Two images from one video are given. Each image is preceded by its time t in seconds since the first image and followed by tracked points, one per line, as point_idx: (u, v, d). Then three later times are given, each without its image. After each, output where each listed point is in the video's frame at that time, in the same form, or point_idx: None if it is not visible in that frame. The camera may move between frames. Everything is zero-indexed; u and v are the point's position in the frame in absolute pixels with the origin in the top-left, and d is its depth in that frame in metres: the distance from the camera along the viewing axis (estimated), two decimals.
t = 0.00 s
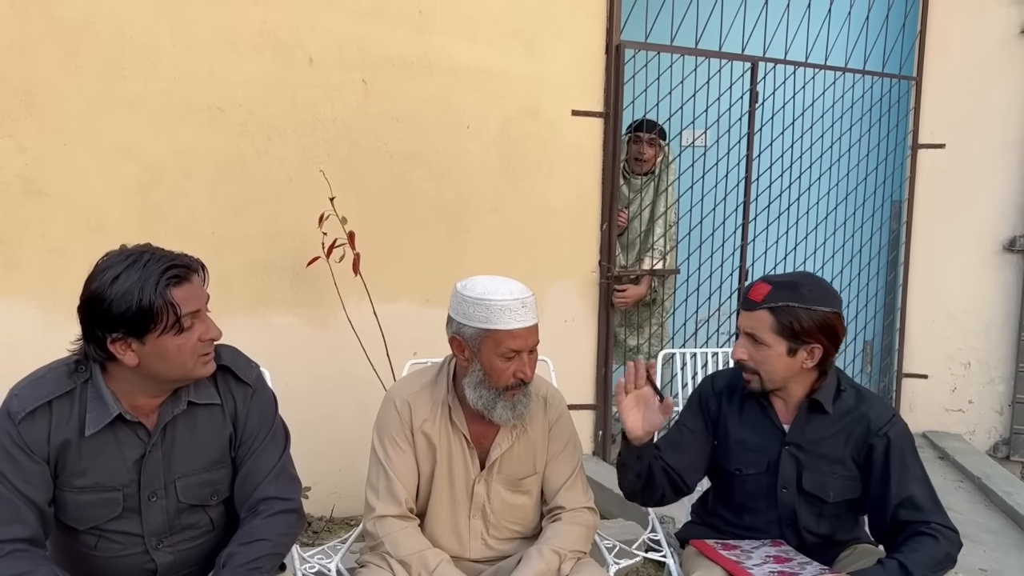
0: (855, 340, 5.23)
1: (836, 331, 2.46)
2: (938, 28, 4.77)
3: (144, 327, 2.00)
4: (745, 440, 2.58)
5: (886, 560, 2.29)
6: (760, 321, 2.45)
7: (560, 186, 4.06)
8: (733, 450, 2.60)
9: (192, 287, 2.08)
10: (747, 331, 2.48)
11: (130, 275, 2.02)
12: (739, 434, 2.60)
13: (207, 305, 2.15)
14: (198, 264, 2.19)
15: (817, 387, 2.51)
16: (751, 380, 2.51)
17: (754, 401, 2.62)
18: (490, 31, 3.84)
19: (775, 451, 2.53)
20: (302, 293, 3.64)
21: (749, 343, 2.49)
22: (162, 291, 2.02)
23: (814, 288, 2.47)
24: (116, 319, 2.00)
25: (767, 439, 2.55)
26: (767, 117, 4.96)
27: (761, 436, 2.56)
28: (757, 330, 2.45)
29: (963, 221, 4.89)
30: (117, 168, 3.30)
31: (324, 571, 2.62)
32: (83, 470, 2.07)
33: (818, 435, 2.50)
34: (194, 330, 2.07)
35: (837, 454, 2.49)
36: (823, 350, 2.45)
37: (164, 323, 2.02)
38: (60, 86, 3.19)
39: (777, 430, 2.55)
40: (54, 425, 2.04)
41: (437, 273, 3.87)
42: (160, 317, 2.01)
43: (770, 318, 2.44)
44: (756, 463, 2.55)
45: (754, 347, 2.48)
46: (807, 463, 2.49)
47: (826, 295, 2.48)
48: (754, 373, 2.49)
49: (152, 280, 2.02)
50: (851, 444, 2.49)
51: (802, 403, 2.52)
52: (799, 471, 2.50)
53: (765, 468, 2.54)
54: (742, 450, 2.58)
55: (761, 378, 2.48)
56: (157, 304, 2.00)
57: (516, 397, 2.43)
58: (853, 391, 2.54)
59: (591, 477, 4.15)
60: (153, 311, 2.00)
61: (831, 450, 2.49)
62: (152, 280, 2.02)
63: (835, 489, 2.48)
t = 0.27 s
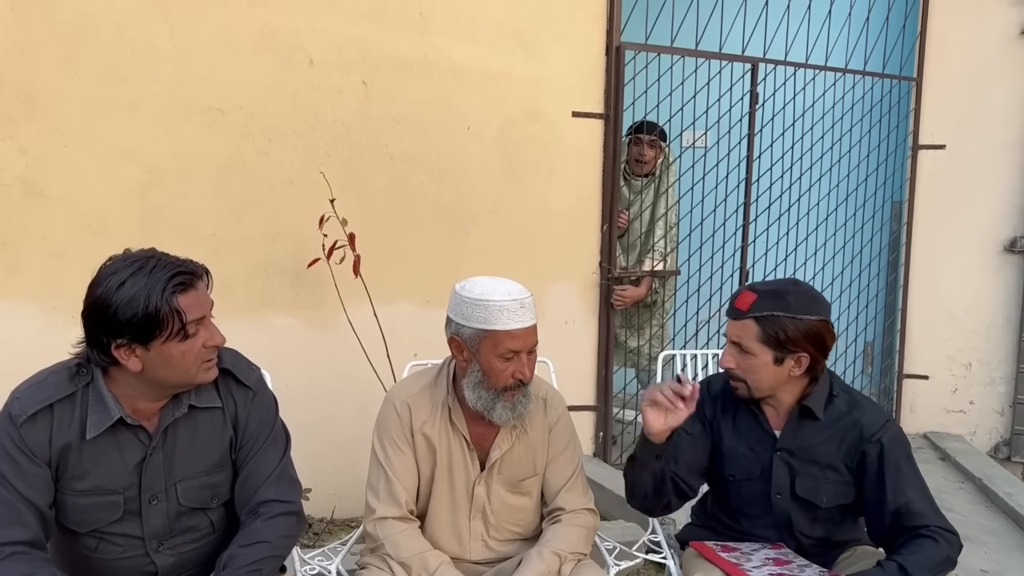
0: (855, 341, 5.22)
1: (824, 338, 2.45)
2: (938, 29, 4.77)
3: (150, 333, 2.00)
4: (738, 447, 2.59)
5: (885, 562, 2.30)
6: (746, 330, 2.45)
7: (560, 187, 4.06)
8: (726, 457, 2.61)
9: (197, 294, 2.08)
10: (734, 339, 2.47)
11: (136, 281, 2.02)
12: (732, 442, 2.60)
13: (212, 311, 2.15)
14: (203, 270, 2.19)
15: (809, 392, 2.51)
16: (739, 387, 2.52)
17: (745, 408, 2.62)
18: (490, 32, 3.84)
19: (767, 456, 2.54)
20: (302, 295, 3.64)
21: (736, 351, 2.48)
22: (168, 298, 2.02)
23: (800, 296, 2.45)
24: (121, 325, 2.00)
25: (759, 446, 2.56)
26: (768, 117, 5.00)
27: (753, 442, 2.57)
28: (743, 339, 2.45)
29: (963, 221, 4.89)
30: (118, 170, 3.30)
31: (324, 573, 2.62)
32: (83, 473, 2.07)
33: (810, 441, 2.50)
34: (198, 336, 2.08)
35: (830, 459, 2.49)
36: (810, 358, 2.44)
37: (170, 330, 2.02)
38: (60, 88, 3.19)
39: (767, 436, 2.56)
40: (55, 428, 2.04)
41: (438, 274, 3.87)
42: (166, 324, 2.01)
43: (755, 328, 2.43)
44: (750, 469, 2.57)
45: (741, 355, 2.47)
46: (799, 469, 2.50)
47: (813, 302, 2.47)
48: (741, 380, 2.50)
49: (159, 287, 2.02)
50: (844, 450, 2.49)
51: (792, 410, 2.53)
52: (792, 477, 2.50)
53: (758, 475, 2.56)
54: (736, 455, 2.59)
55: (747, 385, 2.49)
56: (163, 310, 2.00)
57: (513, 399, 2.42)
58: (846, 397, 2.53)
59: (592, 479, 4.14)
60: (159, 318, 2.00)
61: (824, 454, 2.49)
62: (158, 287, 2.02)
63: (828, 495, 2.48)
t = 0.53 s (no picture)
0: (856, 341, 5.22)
1: (841, 335, 2.47)
2: (938, 29, 4.77)
3: (152, 337, 2.01)
4: (744, 441, 2.60)
5: (885, 563, 2.30)
6: (765, 320, 2.47)
7: (560, 188, 4.06)
8: (732, 452, 2.62)
9: (200, 298, 2.09)
10: (751, 329, 2.50)
11: (139, 285, 2.02)
12: (737, 434, 2.62)
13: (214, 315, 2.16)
14: (206, 274, 2.20)
15: (817, 389, 2.51)
16: (751, 378, 2.53)
17: (751, 402, 2.65)
18: (490, 34, 3.85)
19: (771, 453, 2.54)
20: (303, 297, 3.65)
21: (752, 341, 2.50)
22: (171, 302, 2.03)
23: (820, 290, 2.47)
24: (124, 329, 2.01)
25: (764, 441, 2.57)
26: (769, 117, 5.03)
27: (757, 438, 2.58)
28: (760, 329, 2.47)
29: (964, 222, 4.88)
30: (118, 173, 3.31)
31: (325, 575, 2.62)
32: (85, 476, 2.08)
33: (815, 438, 2.49)
34: (200, 340, 2.09)
35: (834, 459, 2.47)
36: (825, 353, 2.47)
37: (172, 334, 2.03)
38: (61, 91, 3.20)
39: (775, 432, 2.56)
40: (57, 431, 2.05)
41: (438, 276, 3.88)
42: (168, 328, 2.02)
43: (774, 318, 2.45)
44: (753, 465, 2.57)
45: (757, 346, 2.49)
46: (803, 466, 2.48)
47: (833, 297, 2.48)
48: (754, 372, 2.51)
49: (162, 291, 2.03)
50: (848, 449, 2.48)
51: (799, 406, 2.53)
52: (795, 474, 2.49)
53: (761, 471, 2.55)
54: (739, 452, 2.61)
55: (761, 376, 2.50)
56: (165, 314, 2.01)
57: (512, 401, 2.43)
58: (852, 396, 2.53)
59: (593, 480, 4.15)
60: (162, 322, 2.01)
61: (829, 453, 2.48)
62: (161, 291, 2.03)
63: (831, 494, 2.47)
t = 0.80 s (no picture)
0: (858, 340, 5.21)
1: (865, 342, 2.47)
2: (940, 28, 4.76)
3: (155, 340, 2.02)
4: (759, 433, 2.60)
5: (888, 561, 2.29)
6: (791, 327, 2.46)
7: (562, 188, 4.06)
8: (745, 443, 2.62)
9: (203, 301, 2.10)
10: (775, 334, 2.49)
11: (142, 288, 2.03)
12: (753, 425, 2.62)
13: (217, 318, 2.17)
14: (209, 277, 2.21)
15: (836, 386, 2.51)
16: (772, 379, 2.53)
17: (768, 395, 2.64)
18: (491, 34, 3.85)
19: (788, 445, 2.55)
20: (305, 298, 3.65)
21: (776, 345, 2.50)
22: (173, 305, 2.03)
23: (848, 299, 2.46)
24: (127, 332, 2.01)
25: (780, 433, 2.57)
26: (771, 116, 5.06)
27: (772, 428, 2.58)
28: (785, 335, 2.46)
29: (966, 221, 4.88)
30: (120, 175, 3.31)
31: None
32: (88, 479, 2.08)
33: (832, 431, 2.51)
34: (203, 343, 2.09)
35: (849, 452, 2.50)
36: (849, 359, 2.46)
37: (175, 337, 2.03)
38: (63, 93, 3.21)
39: (792, 425, 2.56)
40: (60, 434, 2.06)
41: (440, 276, 3.88)
42: (171, 330, 2.03)
43: (800, 325, 2.44)
44: (767, 456, 2.56)
45: (781, 350, 2.49)
46: (818, 458, 2.49)
47: (860, 306, 2.47)
48: (776, 374, 2.51)
49: (165, 294, 2.03)
50: (863, 445, 2.50)
51: (819, 402, 2.53)
52: (809, 467, 2.50)
53: (775, 463, 2.55)
54: (753, 443, 2.60)
55: (783, 378, 2.50)
56: (168, 317, 2.02)
57: (513, 402, 2.43)
58: (869, 391, 2.55)
59: (595, 480, 4.15)
60: (165, 325, 2.02)
61: (843, 446, 2.50)
62: (164, 294, 2.03)
63: (845, 487, 2.48)
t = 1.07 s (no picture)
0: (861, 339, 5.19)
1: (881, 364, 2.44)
2: (943, 26, 4.75)
3: (158, 341, 2.02)
4: (770, 426, 2.61)
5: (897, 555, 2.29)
6: (805, 353, 2.42)
7: (565, 188, 4.06)
8: (759, 431, 2.62)
9: (206, 303, 2.10)
10: (789, 357, 2.46)
11: (145, 289, 2.03)
12: (767, 413, 2.63)
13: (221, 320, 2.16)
14: (213, 279, 2.21)
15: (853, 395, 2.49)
16: (785, 392, 2.54)
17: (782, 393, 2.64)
18: (494, 34, 3.85)
19: (798, 440, 2.55)
20: (308, 299, 3.65)
21: (789, 366, 2.47)
22: (176, 306, 2.03)
23: (866, 325, 2.40)
24: (130, 333, 2.01)
25: (790, 426, 2.58)
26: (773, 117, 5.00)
27: (783, 420, 2.60)
28: (799, 360, 2.43)
29: (970, 220, 4.87)
30: (124, 176, 3.32)
31: None
32: (93, 480, 2.09)
33: (843, 430, 2.50)
34: (206, 345, 2.09)
35: (861, 449, 2.50)
36: (865, 380, 2.44)
37: (177, 339, 2.03)
38: (66, 94, 3.21)
39: (801, 424, 2.57)
40: (65, 435, 2.06)
41: (443, 277, 3.88)
42: (174, 332, 2.03)
43: (815, 353, 2.40)
44: (776, 449, 2.57)
45: (794, 371, 2.47)
46: (826, 456, 2.50)
47: (877, 332, 2.41)
48: (789, 389, 2.51)
49: (168, 296, 2.03)
50: (875, 445, 2.50)
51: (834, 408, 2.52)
52: (818, 465, 2.50)
53: (784, 457, 2.56)
54: (764, 434, 2.61)
55: (795, 394, 2.51)
56: (171, 318, 2.02)
57: (517, 402, 2.43)
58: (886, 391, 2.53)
59: (598, 480, 4.15)
60: (167, 326, 2.02)
61: (854, 445, 2.50)
62: (167, 296, 2.03)
63: (853, 486, 2.48)
